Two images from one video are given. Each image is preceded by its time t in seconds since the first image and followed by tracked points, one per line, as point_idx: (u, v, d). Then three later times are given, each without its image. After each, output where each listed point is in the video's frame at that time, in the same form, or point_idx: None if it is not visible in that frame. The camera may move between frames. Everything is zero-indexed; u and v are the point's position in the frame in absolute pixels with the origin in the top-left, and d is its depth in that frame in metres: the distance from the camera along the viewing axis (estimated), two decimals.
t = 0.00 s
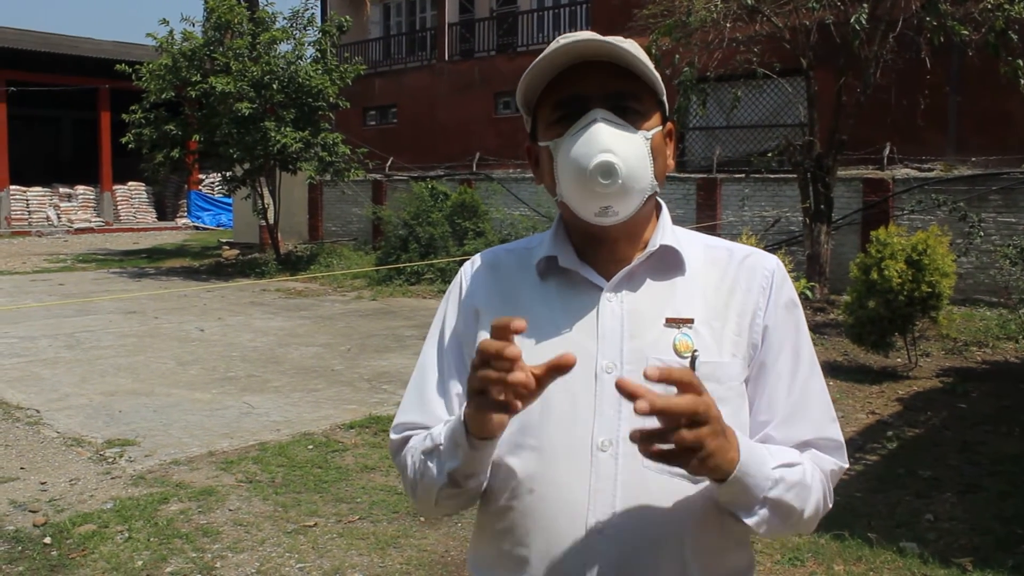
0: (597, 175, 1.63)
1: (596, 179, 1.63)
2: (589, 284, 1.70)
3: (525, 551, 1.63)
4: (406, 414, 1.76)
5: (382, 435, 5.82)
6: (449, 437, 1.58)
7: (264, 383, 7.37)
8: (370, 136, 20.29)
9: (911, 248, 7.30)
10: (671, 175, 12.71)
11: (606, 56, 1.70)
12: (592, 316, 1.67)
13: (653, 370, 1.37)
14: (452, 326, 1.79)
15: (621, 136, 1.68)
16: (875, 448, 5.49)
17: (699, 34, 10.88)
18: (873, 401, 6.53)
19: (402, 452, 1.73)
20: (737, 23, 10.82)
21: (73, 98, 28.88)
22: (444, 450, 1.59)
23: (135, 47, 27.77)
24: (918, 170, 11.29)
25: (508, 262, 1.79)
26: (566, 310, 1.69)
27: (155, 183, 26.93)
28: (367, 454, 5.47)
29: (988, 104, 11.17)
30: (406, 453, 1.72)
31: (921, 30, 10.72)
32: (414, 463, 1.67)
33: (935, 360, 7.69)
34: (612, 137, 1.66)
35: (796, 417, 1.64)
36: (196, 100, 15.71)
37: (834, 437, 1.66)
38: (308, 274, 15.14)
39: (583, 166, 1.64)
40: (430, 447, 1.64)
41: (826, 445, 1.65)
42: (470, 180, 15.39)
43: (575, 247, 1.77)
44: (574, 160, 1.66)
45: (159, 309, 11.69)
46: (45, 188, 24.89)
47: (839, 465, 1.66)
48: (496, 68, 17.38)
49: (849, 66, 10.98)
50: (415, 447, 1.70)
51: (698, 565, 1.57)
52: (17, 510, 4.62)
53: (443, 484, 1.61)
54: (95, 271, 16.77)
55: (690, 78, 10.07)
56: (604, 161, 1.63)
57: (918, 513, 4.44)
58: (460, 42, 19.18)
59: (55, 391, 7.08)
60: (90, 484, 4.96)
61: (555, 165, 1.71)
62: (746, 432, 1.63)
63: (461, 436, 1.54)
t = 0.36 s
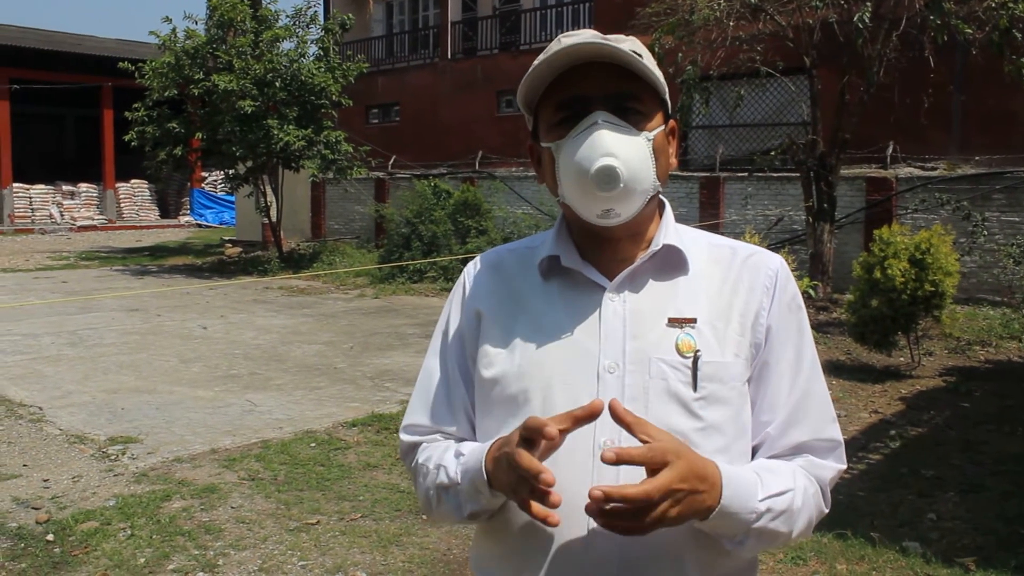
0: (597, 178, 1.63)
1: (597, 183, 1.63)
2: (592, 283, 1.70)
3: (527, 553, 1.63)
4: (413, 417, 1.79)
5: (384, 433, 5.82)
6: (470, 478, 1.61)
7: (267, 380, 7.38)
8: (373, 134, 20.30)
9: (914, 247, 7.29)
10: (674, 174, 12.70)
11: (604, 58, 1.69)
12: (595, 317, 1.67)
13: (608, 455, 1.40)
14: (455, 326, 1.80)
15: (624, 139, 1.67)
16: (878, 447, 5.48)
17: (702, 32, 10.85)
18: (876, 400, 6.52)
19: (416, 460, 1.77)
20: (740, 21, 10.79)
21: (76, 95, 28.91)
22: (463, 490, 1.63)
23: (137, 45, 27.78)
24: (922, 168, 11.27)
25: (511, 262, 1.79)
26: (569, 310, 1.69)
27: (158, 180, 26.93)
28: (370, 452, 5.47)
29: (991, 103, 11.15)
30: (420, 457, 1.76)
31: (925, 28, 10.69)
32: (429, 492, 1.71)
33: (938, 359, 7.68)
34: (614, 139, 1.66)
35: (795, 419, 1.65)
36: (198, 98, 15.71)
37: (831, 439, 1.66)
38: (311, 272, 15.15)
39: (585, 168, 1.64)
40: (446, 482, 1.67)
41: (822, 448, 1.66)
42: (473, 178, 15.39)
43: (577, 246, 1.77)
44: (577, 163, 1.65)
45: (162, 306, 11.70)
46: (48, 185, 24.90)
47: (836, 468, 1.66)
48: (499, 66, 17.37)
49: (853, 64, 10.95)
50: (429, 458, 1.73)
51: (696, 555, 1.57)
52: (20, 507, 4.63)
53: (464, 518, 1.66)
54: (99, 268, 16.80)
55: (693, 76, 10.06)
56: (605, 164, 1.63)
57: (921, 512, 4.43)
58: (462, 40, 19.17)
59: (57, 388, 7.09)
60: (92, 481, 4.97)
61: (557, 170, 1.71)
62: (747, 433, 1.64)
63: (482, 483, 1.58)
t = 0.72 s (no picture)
0: (595, 175, 1.63)
1: (595, 180, 1.63)
2: (591, 280, 1.70)
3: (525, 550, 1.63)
4: (413, 412, 1.80)
5: (383, 430, 5.81)
6: (476, 491, 1.62)
7: (266, 377, 7.37)
8: (373, 130, 20.29)
9: (914, 245, 7.28)
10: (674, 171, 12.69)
11: (605, 52, 1.69)
12: (594, 314, 1.67)
13: (591, 478, 1.41)
14: (455, 322, 1.80)
15: (624, 134, 1.67)
16: (877, 445, 5.48)
17: (703, 29, 10.82)
18: (875, 398, 6.52)
19: (417, 460, 1.77)
20: (741, 18, 10.76)
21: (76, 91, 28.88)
22: (470, 501, 1.63)
23: (138, 40, 27.75)
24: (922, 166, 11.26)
25: (511, 258, 1.78)
26: (568, 307, 1.68)
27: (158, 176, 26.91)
28: (369, 448, 5.47)
29: (992, 100, 11.15)
30: (421, 458, 1.76)
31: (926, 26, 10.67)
32: (432, 499, 1.71)
33: (937, 357, 7.67)
34: (615, 135, 1.65)
35: (793, 418, 1.65)
36: (198, 94, 15.70)
37: (828, 438, 1.66)
38: (311, 268, 15.14)
39: (584, 163, 1.64)
40: (449, 491, 1.67)
41: (819, 447, 1.66)
42: (473, 175, 15.38)
43: (577, 243, 1.77)
44: (577, 158, 1.65)
45: (162, 302, 11.70)
46: (48, 180, 24.89)
47: (832, 468, 1.66)
48: (499, 63, 17.34)
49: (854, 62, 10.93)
50: (430, 460, 1.73)
51: (691, 551, 1.58)
52: (19, 503, 4.63)
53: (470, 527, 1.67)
54: (99, 264, 16.80)
55: (693, 73, 10.05)
56: (604, 158, 1.62)
57: (919, 510, 4.43)
58: (463, 36, 19.15)
59: (57, 384, 7.09)
60: (91, 476, 4.97)
61: (556, 164, 1.70)
62: (744, 431, 1.64)
63: (491, 496, 1.59)
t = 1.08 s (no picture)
0: (591, 180, 1.63)
1: (591, 185, 1.63)
2: (586, 284, 1.70)
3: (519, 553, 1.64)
4: (408, 414, 1.80)
5: (379, 431, 5.81)
6: (470, 495, 1.62)
7: (262, 377, 7.36)
8: (370, 131, 20.29)
9: (910, 248, 7.30)
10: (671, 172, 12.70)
11: (602, 57, 1.69)
12: (589, 318, 1.67)
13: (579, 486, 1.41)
14: (450, 325, 1.79)
15: (618, 139, 1.67)
16: (872, 447, 5.49)
17: (700, 31, 10.83)
18: (871, 400, 6.53)
19: (412, 462, 1.77)
20: (738, 21, 10.77)
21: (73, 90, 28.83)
22: (464, 505, 1.64)
23: (135, 39, 27.71)
24: (918, 169, 11.28)
25: (505, 260, 1.79)
26: (563, 310, 1.69)
27: (155, 176, 26.87)
28: (365, 449, 5.47)
29: (988, 104, 11.18)
30: (416, 459, 1.77)
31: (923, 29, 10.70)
32: (428, 502, 1.71)
33: (932, 360, 7.68)
34: (610, 141, 1.66)
35: (785, 421, 1.65)
36: (195, 94, 15.68)
37: (821, 441, 1.67)
38: (307, 268, 15.12)
39: (578, 168, 1.64)
40: (444, 496, 1.67)
41: (811, 450, 1.67)
42: (470, 176, 15.37)
43: (571, 247, 1.77)
44: (572, 162, 1.65)
45: (158, 302, 11.68)
46: (44, 179, 24.84)
47: (824, 471, 1.67)
48: (497, 64, 17.34)
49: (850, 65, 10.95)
50: (425, 462, 1.73)
51: (681, 551, 1.58)
52: (14, 502, 4.62)
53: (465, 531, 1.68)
54: (95, 263, 16.77)
55: (691, 75, 10.06)
56: (599, 164, 1.63)
57: (914, 513, 4.44)
58: (460, 37, 19.15)
59: (53, 383, 7.08)
60: (87, 476, 4.96)
61: (552, 168, 1.70)
62: (737, 434, 1.64)
63: (485, 500, 1.60)
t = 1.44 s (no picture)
0: (591, 177, 1.63)
1: (591, 181, 1.63)
2: (588, 283, 1.70)
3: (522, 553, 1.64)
4: (411, 413, 1.81)
5: (383, 431, 5.82)
6: (469, 496, 1.62)
7: (265, 378, 7.37)
8: (372, 132, 20.31)
9: (913, 247, 7.30)
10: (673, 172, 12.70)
11: (603, 55, 1.69)
12: (591, 318, 1.67)
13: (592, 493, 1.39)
14: (453, 324, 1.80)
15: (619, 137, 1.67)
16: (876, 446, 5.48)
17: (702, 31, 10.83)
18: (874, 399, 6.52)
19: (416, 463, 1.77)
20: (740, 20, 10.76)
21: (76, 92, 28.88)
22: (463, 506, 1.64)
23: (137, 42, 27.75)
24: (921, 167, 11.27)
25: (508, 260, 1.79)
26: (565, 309, 1.69)
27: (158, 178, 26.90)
28: (369, 450, 5.47)
29: (991, 102, 11.16)
30: (420, 460, 1.77)
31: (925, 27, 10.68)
32: (430, 503, 1.72)
33: (936, 359, 7.67)
34: (612, 138, 1.66)
35: (787, 421, 1.65)
36: (198, 96, 15.69)
37: (824, 440, 1.67)
38: (310, 270, 15.14)
39: (579, 165, 1.64)
40: (445, 496, 1.68)
41: (814, 449, 1.67)
42: (473, 177, 15.39)
43: (574, 246, 1.77)
44: (572, 161, 1.66)
45: (161, 304, 11.69)
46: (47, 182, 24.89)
47: (826, 470, 1.67)
48: (498, 64, 17.34)
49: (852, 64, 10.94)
50: (427, 463, 1.74)
51: (684, 552, 1.58)
52: (19, 504, 4.63)
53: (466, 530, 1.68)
54: (98, 265, 16.79)
55: (693, 75, 10.06)
56: (599, 162, 1.63)
57: (918, 511, 4.43)
58: (462, 38, 19.16)
59: (57, 385, 7.10)
60: (91, 478, 4.97)
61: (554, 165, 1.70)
62: (739, 432, 1.64)
63: (483, 502, 1.60)
